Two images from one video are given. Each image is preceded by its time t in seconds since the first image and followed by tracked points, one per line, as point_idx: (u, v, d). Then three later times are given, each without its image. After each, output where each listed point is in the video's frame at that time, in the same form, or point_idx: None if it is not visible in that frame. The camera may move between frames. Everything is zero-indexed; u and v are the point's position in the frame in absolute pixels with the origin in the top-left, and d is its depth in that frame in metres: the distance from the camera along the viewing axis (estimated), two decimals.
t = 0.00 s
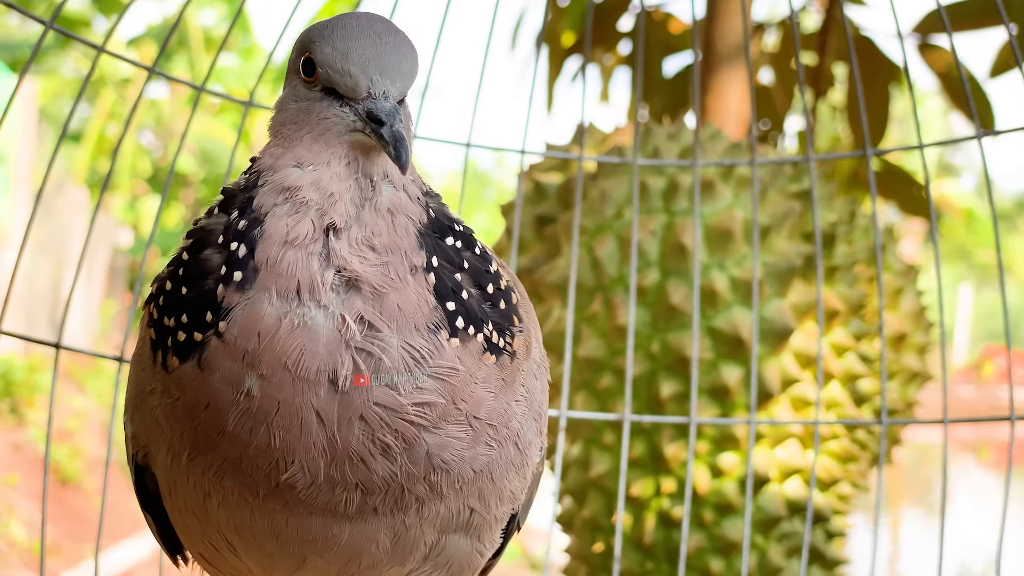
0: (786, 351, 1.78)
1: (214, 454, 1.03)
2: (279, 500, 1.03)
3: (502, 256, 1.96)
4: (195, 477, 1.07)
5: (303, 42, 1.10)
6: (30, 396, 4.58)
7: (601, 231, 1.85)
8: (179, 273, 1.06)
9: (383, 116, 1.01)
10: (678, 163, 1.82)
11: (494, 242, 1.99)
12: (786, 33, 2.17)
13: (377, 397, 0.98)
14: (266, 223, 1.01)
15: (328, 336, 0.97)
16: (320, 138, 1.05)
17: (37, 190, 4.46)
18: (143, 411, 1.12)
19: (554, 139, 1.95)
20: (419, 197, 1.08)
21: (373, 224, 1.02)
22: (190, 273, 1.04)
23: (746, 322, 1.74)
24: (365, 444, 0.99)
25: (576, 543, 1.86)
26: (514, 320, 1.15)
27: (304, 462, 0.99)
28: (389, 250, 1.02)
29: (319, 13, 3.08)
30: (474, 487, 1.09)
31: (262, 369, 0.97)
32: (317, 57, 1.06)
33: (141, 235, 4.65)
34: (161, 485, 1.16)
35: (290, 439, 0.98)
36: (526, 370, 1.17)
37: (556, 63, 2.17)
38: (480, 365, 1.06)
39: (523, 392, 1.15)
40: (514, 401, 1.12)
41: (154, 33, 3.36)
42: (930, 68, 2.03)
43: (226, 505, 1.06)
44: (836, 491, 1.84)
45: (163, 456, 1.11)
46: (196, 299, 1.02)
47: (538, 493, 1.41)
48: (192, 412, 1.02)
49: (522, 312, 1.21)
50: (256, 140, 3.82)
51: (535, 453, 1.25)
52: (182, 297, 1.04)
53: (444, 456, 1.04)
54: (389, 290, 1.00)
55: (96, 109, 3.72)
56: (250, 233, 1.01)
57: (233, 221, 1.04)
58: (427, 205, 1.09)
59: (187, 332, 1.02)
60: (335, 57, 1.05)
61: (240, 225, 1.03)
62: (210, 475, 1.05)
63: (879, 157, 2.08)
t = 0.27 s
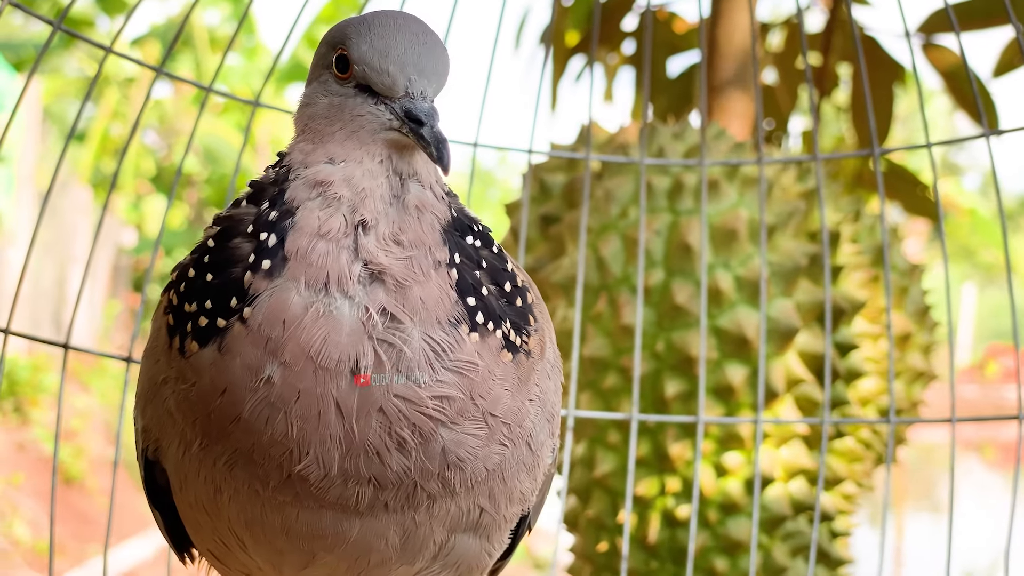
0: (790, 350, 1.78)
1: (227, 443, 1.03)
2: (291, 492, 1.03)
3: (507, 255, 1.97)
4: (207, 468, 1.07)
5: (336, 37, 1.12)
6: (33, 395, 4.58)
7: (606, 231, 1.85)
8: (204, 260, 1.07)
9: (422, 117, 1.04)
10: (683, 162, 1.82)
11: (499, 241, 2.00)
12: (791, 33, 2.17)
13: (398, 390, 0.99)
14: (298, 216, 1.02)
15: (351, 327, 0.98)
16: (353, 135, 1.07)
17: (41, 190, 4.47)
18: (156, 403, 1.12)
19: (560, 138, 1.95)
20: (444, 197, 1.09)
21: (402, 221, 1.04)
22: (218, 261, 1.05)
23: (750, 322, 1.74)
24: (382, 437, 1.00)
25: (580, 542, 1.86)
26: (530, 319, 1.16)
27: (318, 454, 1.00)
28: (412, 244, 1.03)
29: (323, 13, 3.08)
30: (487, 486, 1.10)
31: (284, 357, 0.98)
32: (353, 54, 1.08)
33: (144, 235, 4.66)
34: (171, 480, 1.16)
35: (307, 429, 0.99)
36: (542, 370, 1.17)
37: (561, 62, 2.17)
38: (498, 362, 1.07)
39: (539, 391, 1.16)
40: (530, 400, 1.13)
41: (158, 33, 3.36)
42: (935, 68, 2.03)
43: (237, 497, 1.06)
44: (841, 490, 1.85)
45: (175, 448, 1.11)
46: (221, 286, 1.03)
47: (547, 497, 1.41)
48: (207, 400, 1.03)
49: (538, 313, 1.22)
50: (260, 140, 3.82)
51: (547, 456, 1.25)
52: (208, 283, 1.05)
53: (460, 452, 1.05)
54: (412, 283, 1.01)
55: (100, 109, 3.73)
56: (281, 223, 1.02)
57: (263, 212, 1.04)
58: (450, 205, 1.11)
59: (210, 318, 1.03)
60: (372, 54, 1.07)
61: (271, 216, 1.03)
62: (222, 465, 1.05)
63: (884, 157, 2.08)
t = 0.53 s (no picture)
0: (793, 350, 1.78)
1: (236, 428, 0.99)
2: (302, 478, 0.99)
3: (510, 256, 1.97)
4: (211, 461, 1.02)
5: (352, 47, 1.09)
6: (35, 395, 4.58)
7: (608, 231, 1.85)
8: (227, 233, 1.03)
9: (440, 126, 1.01)
10: (686, 162, 1.82)
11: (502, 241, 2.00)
12: (794, 33, 2.17)
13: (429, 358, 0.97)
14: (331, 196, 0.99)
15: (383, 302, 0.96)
16: (374, 141, 1.04)
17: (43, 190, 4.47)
18: (154, 398, 1.08)
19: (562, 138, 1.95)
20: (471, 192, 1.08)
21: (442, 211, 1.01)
22: (260, 213, 1.01)
23: (753, 321, 1.74)
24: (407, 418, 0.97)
25: (583, 542, 1.86)
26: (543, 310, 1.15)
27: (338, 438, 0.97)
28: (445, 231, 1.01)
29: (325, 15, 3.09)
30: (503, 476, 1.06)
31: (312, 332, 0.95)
32: (371, 63, 1.06)
33: (146, 235, 4.66)
34: (168, 479, 1.11)
35: (325, 394, 0.96)
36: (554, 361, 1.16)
37: (563, 62, 2.17)
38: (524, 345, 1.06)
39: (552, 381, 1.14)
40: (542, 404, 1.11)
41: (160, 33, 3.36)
42: (937, 67, 2.03)
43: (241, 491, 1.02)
44: (844, 490, 1.84)
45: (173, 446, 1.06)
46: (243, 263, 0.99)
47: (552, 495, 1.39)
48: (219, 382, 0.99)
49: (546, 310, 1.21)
50: (262, 140, 3.82)
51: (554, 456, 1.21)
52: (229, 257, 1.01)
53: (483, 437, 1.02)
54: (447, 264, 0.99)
55: (102, 110, 3.73)
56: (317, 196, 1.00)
57: (298, 182, 1.02)
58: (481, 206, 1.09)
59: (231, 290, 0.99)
60: (390, 66, 1.05)
61: (307, 188, 1.01)
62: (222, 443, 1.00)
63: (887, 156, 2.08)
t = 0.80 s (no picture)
0: (794, 350, 1.78)
1: (227, 458, 1.04)
2: (289, 512, 1.04)
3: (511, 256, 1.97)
4: (205, 476, 1.07)
5: (385, 94, 1.03)
6: (36, 395, 4.58)
7: (609, 231, 1.85)
8: (231, 271, 1.05)
9: (453, 212, 0.96)
10: (687, 163, 1.82)
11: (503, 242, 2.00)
12: (795, 33, 2.16)
13: (412, 445, 1.01)
14: (336, 270, 1.00)
15: (376, 392, 0.99)
16: (390, 207, 1.02)
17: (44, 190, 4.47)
18: (153, 405, 1.12)
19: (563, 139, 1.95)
20: (486, 262, 1.09)
21: (443, 294, 1.03)
22: (247, 278, 1.03)
23: (754, 322, 1.74)
24: (390, 482, 1.02)
25: (584, 542, 1.86)
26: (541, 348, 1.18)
27: (324, 488, 1.02)
28: (444, 314, 1.03)
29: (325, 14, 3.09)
30: (485, 510, 1.12)
31: (303, 402, 0.99)
32: (396, 125, 0.99)
33: (147, 235, 4.66)
34: (164, 482, 1.16)
35: (312, 467, 1.01)
36: (547, 392, 1.20)
37: (564, 62, 2.17)
38: (512, 409, 1.10)
39: (544, 413, 1.19)
40: (535, 430, 1.15)
41: (161, 33, 3.36)
42: (938, 67, 2.03)
43: (234, 510, 1.07)
44: (845, 490, 1.84)
45: (170, 453, 1.11)
46: (247, 309, 1.02)
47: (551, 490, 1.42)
48: (212, 416, 1.03)
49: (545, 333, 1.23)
50: (263, 140, 3.82)
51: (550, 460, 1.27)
52: (233, 297, 1.03)
53: (464, 492, 1.07)
54: (445, 358, 1.02)
55: (103, 110, 3.73)
56: (319, 269, 1.01)
57: (300, 251, 1.02)
58: (490, 266, 1.11)
59: (229, 335, 1.02)
60: (414, 132, 0.98)
61: (309, 258, 1.02)
62: (216, 473, 1.06)
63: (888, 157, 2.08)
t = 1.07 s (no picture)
0: (794, 350, 1.77)
1: (231, 460, 1.04)
2: (293, 514, 1.04)
3: (511, 257, 1.97)
4: (209, 480, 1.07)
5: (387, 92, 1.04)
6: (35, 396, 4.57)
7: (609, 232, 1.85)
8: (240, 270, 1.05)
9: (454, 210, 0.97)
10: (687, 163, 1.82)
11: (502, 242, 2.00)
12: (795, 34, 2.16)
13: (418, 443, 1.01)
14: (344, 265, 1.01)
15: (382, 387, 0.99)
16: (393, 205, 1.02)
17: (44, 190, 4.47)
18: (155, 410, 1.12)
19: (563, 139, 1.95)
20: (487, 258, 1.10)
21: (447, 292, 1.04)
22: (259, 278, 1.04)
23: (754, 322, 1.74)
24: (395, 482, 1.02)
25: (584, 543, 1.86)
26: (543, 349, 1.18)
27: (328, 488, 1.02)
28: (449, 311, 1.03)
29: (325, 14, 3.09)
30: (489, 512, 1.12)
31: (309, 400, 0.99)
32: (397, 123, 1.00)
33: (147, 235, 4.66)
34: (167, 487, 1.16)
35: (318, 466, 1.00)
36: (549, 393, 1.20)
37: (564, 62, 2.17)
38: (517, 409, 1.10)
39: (546, 413, 1.19)
40: (538, 431, 1.15)
41: (160, 33, 3.36)
42: (937, 67, 2.03)
43: (238, 512, 1.07)
44: (845, 491, 1.84)
45: (172, 458, 1.11)
46: (253, 310, 1.02)
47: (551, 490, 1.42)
48: (217, 417, 1.03)
49: (546, 335, 1.24)
50: (262, 140, 3.80)
51: (551, 463, 1.27)
52: (240, 298, 1.04)
53: (468, 493, 1.07)
54: (450, 354, 1.03)
55: (102, 110, 3.73)
56: (330, 267, 1.01)
57: (311, 249, 1.03)
58: (492, 264, 1.12)
59: (238, 334, 1.02)
60: (415, 129, 0.98)
61: (320, 258, 1.02)
62: (220, 475, 1.05)
63: (888, 157, 2.08)
